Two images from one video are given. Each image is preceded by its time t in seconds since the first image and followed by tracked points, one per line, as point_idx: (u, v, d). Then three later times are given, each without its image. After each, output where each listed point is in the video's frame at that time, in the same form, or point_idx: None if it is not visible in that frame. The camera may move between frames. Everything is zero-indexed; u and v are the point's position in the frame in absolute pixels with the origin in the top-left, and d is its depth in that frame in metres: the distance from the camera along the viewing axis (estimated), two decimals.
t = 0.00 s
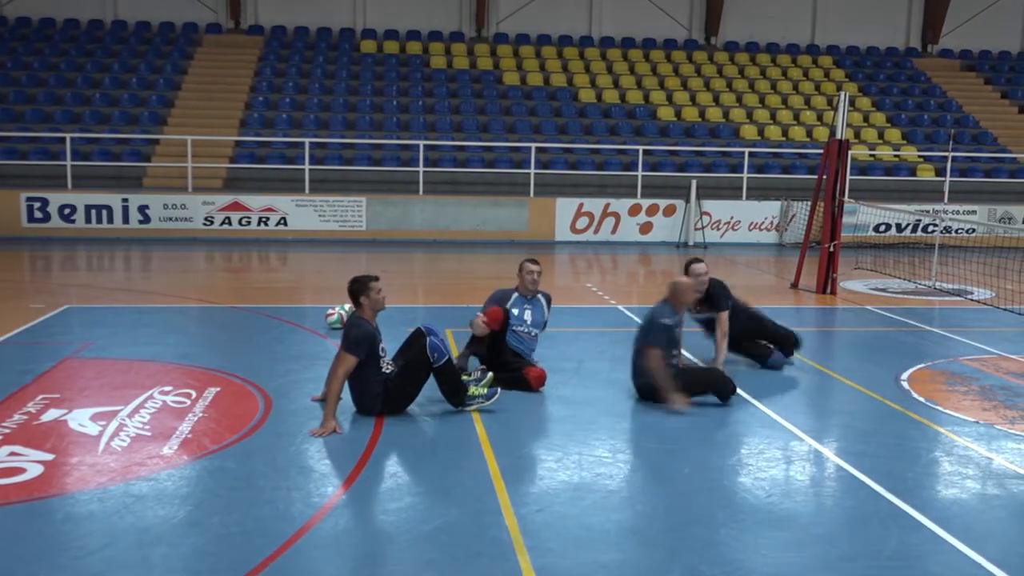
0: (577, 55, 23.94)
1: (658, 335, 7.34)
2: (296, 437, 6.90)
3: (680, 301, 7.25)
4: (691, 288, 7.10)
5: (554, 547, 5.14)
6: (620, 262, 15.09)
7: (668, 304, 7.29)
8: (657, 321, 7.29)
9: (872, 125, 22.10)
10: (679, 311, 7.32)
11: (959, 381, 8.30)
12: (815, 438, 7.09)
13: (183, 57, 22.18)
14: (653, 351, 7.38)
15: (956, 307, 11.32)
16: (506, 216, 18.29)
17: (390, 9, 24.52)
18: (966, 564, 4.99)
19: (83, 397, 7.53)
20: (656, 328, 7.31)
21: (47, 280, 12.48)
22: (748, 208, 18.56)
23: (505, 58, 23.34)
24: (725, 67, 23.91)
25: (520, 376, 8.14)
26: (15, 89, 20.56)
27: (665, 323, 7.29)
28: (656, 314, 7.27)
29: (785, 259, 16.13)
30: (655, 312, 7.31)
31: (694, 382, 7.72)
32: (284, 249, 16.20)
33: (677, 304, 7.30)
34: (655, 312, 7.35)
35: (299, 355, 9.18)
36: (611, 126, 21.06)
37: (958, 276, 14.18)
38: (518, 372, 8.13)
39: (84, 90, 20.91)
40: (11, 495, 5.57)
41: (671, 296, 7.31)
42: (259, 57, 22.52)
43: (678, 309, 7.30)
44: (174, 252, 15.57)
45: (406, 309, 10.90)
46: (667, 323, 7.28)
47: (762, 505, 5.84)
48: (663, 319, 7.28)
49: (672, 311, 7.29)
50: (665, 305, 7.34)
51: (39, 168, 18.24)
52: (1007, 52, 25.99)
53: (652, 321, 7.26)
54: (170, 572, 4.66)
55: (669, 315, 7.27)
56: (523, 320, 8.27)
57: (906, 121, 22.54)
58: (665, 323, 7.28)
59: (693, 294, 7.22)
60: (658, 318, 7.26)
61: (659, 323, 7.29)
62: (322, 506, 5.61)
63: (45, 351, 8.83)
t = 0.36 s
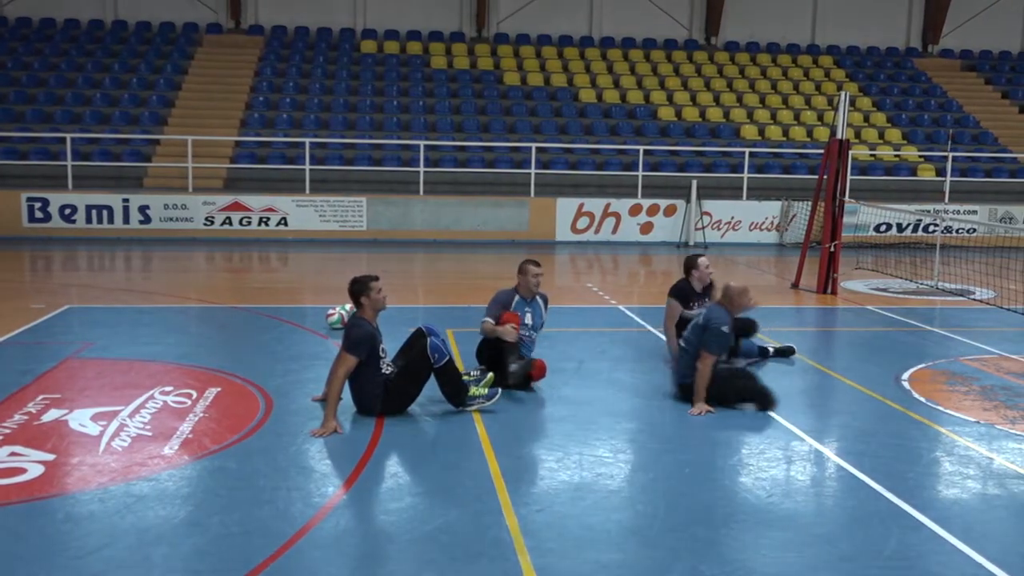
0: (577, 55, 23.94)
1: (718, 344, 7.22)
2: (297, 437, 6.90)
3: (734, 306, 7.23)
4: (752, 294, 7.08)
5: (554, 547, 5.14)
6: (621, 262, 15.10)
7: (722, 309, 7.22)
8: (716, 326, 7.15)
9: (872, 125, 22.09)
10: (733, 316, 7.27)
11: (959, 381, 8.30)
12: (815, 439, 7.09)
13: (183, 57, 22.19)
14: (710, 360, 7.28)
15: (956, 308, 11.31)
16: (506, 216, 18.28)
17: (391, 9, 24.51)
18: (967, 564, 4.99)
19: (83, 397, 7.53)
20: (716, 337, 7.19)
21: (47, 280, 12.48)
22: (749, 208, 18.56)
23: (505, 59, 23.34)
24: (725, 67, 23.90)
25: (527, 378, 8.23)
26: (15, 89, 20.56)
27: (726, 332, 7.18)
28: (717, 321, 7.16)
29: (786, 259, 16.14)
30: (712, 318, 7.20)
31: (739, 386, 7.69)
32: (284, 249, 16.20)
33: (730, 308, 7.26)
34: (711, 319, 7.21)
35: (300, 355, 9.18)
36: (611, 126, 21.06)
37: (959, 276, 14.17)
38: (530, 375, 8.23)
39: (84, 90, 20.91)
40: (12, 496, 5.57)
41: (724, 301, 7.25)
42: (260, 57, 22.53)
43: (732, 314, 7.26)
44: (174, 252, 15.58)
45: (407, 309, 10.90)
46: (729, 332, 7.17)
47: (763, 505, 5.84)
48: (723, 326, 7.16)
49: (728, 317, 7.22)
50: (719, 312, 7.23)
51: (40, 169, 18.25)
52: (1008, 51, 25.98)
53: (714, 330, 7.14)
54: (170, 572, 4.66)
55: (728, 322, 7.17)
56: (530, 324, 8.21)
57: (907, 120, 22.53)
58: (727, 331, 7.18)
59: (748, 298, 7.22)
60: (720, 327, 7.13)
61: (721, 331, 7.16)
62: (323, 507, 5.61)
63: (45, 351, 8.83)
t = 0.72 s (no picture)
0: (563, 55, 23.98)
1: (708, 344, 7.29)
2: (281, 439, 6.87)
3: (720, 306, 7.30)
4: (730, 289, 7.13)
5: (540, 547, 5.14)
6: (605, 263, 15.13)
7: (711, 310, 7.31)
8: (705, 329, 7.26)
9: (855, 126, 22.20)
10: (723, 314, 7.33)
11: (942, 380, 8.35)
12: (799, 438, 7.12)
13: (168, 57, 22.11)
14: (704, 360, 7.28)
15: (939, 307, 11.39)
16: (491, 216, 18.27)
17: (376, 9, 24.46)
18: (949, 562, 5.02)
19: (65, 400, 7.48)
20: (706, 337, 7.28)
21: (30, 282, 12.40)
22: (733, 208, 18.64)
23: (490, 59, 23.34)
24: (710, 68, 23.98)
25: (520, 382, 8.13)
26: None
27: (714, 331, 7.25)
28: (704, 322, 7.27)
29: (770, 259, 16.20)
30: (700, 321, 7.32)
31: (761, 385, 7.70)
32: (268, 251, 16.14)
33: (718, 308, 7.33)
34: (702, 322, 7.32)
35: (284, 357, 9.15)
36: (596, 127, 21.12)
37: (941, 276, 14.26)
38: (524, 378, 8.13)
39: (68, 90, 20.80)
40: None
41: (711, 303, 7.34)
42: (245, 57, 22.45)
43: (721, 313, 7.32)
44: (158, 254, 15.50)
45: (392, 311, 10.88)
46: (717, 330, 7.24)
47: (747, 504, 5.86)
48: (710, 327, 7.25)
49: (717, 316, 7.29)
50: (709, 314, 7.32)
51: (22, 170, 18.13)
52: (990, 52, 26.17)
53: (700, 331, 7.26)
54: None
55: (716, 321, 7.25)
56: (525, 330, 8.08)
57: (889, 121, 22.66)
58: (714, 329, 7.25)
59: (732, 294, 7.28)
60: (705, 327, 7.24)
61: (709, 331, 7.25)
62: (308, 509, 5.59)
63: (27, 355, 8.77)
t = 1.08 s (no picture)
0: (493, 57, 23.99)
1: (660, 339, 7.51)
2: (210, 446, 6.72)
3: (673, 304, 7.51)
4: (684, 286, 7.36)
5: (474, 549, 5.11)
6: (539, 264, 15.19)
7: (664, 308, 7.54)
8: (660, 325, 7.45)
9: (781, 127, 22.68)
10: (676, 313, 7.55)
11: (863, 374, 8.57)
12: (729, 434, 7.22)
13: (88, 57, 21.51)
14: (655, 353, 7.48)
15: (861, 303, 11.69)
16: (423, 218, 18.18)
17: (305, 9, 24.13)
18: (872, 552, 5.14)
19: None
20: (660, 334, 7.50)
21: None
22: (663, 208, 18.86)
23: (421, 60, 23.25)
24: (639, 70, 24.24)
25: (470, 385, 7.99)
26: None
27: (667, 328, 7.46)
28: (658, 318, 7.48)
29: (700, 258, 16.43)
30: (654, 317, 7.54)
31: (697, 383, 7.74)
32: (195, 255, 15.81)
33: (672, 306, 7.54)
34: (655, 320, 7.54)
35: (212, 362, 8.96)
36: (527, 128, 21.20)
37: (864, 273, 14.64)
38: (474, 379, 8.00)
39: None
40: None
41: (667, 301, 7.53)
42: (170, 58, 21.95)
43: (674, 311, 7.51)
44: (79, 259, 15.06)
45: (323, 314, 10.76)
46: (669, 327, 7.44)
47: (679, 500, 5.92)
48: (665, 322, 7.45)
49: (671, 314, 7.51)
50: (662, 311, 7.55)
51: None
52: (908, 56, 26.99)
53: (654, 327, 7.46)
54: None
55: (671, 319, 7.48)
56: (478, 333, 8.03)
57: (814, 122, 23.19)
58: (665, 326, 7.45)
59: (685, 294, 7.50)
60: (658, 323, 7.44)
61: (662, 327, 7.46)
62: (238, 516, 5.47)
63: None
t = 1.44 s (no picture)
0: (397, 57, 23.83)
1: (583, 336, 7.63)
2: (108, 457, 6.46)
3: (585, 301, 7.58)
4: (595, 283, 7.44)
5: (384, 553, 5.05)
6: (446, 264, 15.17)
7: (576, 304, 7.62)
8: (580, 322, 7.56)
9: (682, 127, 23.19)
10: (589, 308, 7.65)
11: (762, 368, 8.81)
12: (636, 429, 7.32)
13: None
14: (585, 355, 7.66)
15: (758, 299, 12.05)
16: (327, 220, 17.98)
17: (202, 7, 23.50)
18: (773, 540, 5.28)
19: None
20: (578, 332, 7.60)
21: None
22: (569, 207, 19.04)
23: (324, 60, 22.95)
24: (543, 70, 24.43)
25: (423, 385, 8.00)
26: None
27: (584, 325, 7.58)
28: (574, 317, 7.57)
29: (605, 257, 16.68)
30: (568, 315, 7.62)
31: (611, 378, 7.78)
32: (89, 260, 15.25)
33: (583, 303, 7.61)
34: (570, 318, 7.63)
35: (108, 370, 8.65)
36: (432, 129, 21.16)
37: (762, 270, 15.10)
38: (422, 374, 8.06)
39: None
40: None
41: (578, 297, 7.60)
42: (60, 56, 21.09)
43: (587, 308, 7.60)
44: None
45: (225, 318, 10.51)
46: (586, 325, 7.57)
47: (588, 496, 5.97)
48: (580, 321, 7.56)
49: (584, 310, 7.60)
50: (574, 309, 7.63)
51: None
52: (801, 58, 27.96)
53: (572, 326, 7.56)
54: None
55: (586, 317, 7.60)
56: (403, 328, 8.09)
57: (714, 122, 23.79)
58: (583, 323, 7.57)
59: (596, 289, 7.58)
60: (576, 322, 7.55)
61: (579, 326, 7.58)
62: (138, 528, 5.29)
63: None
